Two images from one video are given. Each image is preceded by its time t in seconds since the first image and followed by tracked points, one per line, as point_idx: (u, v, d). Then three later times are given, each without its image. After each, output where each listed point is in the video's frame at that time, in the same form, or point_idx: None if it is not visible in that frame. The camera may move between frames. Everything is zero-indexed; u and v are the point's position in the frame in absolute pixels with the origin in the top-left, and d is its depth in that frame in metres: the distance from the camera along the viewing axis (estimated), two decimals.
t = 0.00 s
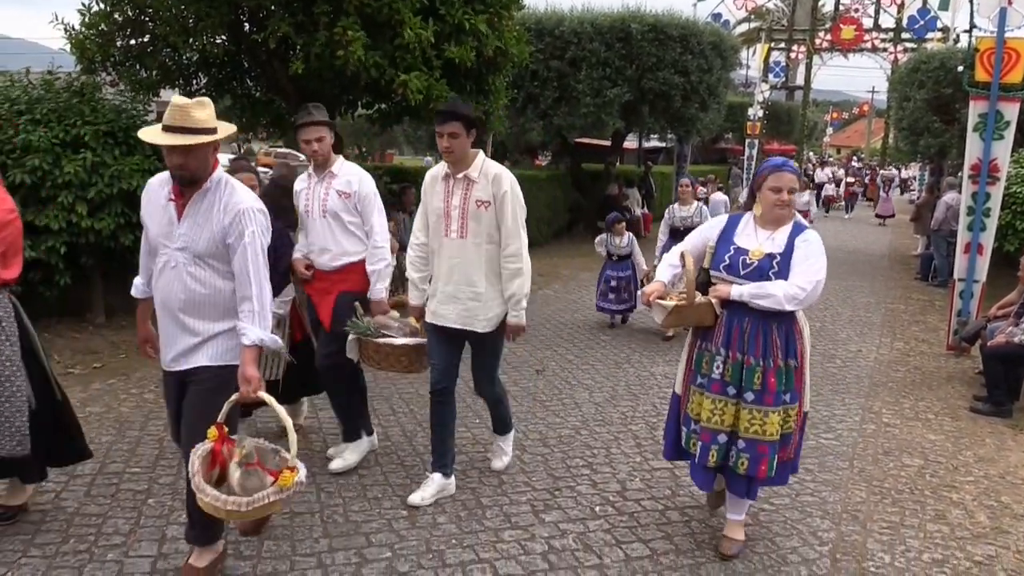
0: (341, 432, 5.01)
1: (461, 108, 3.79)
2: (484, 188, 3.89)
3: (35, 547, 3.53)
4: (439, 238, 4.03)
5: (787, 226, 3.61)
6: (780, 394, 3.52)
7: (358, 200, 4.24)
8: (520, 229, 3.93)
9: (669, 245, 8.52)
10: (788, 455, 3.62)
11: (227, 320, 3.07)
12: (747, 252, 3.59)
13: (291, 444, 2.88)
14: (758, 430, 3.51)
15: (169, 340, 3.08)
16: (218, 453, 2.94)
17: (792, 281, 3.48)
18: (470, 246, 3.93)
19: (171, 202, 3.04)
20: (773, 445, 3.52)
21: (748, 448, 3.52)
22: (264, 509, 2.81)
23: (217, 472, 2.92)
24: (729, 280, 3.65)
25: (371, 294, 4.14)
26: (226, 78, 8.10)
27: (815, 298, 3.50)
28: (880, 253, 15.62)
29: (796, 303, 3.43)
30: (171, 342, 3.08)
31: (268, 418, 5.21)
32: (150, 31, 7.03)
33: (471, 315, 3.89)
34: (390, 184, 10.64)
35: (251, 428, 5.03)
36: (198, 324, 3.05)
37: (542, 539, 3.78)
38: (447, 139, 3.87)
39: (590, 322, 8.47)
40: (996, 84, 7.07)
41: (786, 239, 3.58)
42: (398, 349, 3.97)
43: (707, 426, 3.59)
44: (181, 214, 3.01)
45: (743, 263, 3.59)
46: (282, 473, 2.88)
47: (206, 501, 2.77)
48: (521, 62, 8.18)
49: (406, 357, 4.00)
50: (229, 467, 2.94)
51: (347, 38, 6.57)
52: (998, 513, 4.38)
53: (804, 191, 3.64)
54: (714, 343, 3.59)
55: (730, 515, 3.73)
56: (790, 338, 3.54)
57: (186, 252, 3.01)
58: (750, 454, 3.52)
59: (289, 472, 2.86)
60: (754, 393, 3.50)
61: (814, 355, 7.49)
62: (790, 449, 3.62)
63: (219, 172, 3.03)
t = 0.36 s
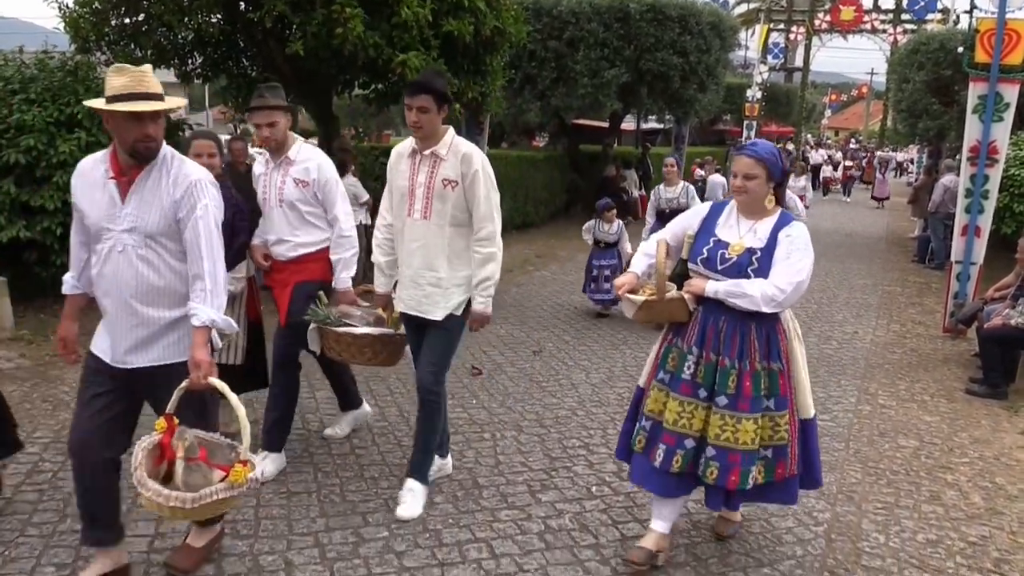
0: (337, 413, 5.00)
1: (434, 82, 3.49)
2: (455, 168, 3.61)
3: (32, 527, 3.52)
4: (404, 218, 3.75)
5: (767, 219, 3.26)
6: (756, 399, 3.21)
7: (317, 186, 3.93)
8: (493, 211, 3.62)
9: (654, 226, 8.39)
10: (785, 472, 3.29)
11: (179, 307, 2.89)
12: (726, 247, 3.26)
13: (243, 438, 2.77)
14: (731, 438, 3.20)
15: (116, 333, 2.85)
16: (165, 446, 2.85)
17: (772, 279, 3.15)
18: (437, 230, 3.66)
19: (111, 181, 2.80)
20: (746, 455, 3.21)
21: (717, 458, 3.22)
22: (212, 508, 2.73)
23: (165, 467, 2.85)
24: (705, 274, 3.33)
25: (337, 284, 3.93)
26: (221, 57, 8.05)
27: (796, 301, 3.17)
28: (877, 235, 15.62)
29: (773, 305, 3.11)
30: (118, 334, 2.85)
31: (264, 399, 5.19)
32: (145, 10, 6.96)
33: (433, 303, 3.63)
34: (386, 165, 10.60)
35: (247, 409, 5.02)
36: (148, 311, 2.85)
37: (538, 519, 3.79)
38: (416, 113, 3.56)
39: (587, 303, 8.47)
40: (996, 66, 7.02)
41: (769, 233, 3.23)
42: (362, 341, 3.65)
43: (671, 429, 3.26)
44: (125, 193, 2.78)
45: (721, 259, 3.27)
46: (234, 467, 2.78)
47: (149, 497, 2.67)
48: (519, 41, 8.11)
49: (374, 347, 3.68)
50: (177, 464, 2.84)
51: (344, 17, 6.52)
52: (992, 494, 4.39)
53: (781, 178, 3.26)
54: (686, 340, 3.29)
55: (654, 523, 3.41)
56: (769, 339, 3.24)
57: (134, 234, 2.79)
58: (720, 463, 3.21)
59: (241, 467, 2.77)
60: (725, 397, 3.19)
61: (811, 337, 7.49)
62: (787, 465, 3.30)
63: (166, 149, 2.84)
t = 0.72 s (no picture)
0: (334, 394, 5.00)
1: (409, 58, 3.19)
2: (422, 156, 3.33)
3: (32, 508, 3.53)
4: (367, 206, 3.46)
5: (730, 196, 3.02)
6: (723, 392, 3.00)
7: (278, 161, 3.70)
8: (459, 206, 3.34)
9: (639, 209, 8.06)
10: (744, 472, 3.08)
11: (100, 291, 2.66)
12: (689, 224, 3.02)
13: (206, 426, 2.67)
14: (697, 435, 2.99)
15: (35, 336, 2.61)
16: (119, 445, 2.70)
17: (740, 255, 2.91)
18: (402, 220, 3.37)
19: None
20: (712, 454, 3.00)
21: (682, 457, 3.01)
22: (179, 504, 2.62)
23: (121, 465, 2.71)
24: (667, 254, 3.08)
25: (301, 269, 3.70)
26: (216, 36, 8.00)
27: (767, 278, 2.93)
28: (874, 216, 15.61)
29: (744, 283, 2.87)
30: (38, 335, 2.61)
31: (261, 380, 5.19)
32: None
33: (397, 302, 3.35)
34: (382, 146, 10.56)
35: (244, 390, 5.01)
36: (68, 303, 2.61)
37: (536, 499, 3.80)
38: (384, 89, 3.26)
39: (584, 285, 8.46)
40: (995, 46, 6.98)
41: (734, 207, 2.99)
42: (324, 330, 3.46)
43: (636, 427, 3.07)
44: (12, 180, 2.52)
45: (683, 236, 3.02)
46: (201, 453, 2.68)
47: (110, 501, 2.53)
48: (515, 20, 8.04)
49: (337, 337, 3.50)
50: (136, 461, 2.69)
51: None
52: (987, 474, 4.42)
53: (744, 150, 3.01)
54: (651, 330, 3.07)
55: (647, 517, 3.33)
56: (739, 327, 3.03)
57: (33, 221, 2.53)
58: (686, 462, 3.00)
59: (207, 453, 2.67)
60: (691, 390, 2.98)
61: (807, 318, 7.51)
62: (747, 465, 3.08)
63: (51, 124, 2.58)
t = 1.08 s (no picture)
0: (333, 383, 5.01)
1: (377, 28, 3.01)
2: (393, 136, 3.13)
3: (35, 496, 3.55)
4: (334, 192, 3.23)
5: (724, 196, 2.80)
6: (721, 411, 2.79)
7: (237, 150, 3.51)
8: (432, 186, 3.13)
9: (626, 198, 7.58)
10: (737, 495, 2.89)
11: (18, 295, 2.23)
12: (679, 230, 2.79)
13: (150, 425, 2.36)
14: (695, 459, 2.77)
15: None
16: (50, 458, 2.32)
17: (735, 268, 2.71)
18: (371, 208, 3.16)
19: None
20: (712, 480, 2.78)
21: (678, 483, 2.80)
22: (129, 517, 2.29)
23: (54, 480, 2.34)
24: (656, 262, 2.84)
25: (275, 261, 3.51)
26: (215, 23, 7.98)
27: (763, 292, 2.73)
28: (874, 206, 15.60)
29: (741, 299, 2.69)
30: None
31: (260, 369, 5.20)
32: None
33: (363, 294, 3.15)
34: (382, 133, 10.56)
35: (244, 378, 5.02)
36: None
37: (535, 488, 3.82)
38: (349, 60, 3.06)
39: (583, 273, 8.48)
40: (996, 35, 6.96)
41: (731, 211, 2.77)
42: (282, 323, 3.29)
43: (625, 453, 2.83)
44: None
45: (673, 240, 2.79)
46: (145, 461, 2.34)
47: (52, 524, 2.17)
48: (515, 8, 8.02)
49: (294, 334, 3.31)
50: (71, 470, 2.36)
51: None
52: (984, 463, 4.44)
53: (741, 149, 2.78)
54: (637, 346, 2.84)
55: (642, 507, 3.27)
56: (732, 340, 2.82)
57: None
58: (686, 488, 2.79)
59: (153, 461, 2.34)
60: (686, 410, 2.76)
61: (806, 307, 7.52)
62: (738, 486, 2.90)
63: None
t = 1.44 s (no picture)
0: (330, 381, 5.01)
1: (305, 25, 2.85)
2: (336, 138, 2.97)
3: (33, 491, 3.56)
4: (281, 203, 3.10)
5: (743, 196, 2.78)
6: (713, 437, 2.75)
7: (180, 145, 3.36)
8: (383, 191, 2.99)
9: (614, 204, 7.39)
10: (729, 521, 2.88)
11: None
12: (685, 232, 2.77)
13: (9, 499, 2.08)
14: (680, 488, 2.76)
15: None
16: None
17: (744, 276, 2.66)
18: (322, 215, 3.03)
19: None
20: (698, 509, 2.77)
21: (663, 510, 2.80)
22: None
23: None
24: (660, 264, 2.82)
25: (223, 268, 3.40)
26: (213, 21, 7.97)
27: (774, 304, 2.68)
28: (872, 207, 15.61)
29: (745, 310, 2.63)
30: None
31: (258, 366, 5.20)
32: None
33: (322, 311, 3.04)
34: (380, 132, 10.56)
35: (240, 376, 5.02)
36: None
37: (532, 486, 3.83)
38: (280, 61, 2.89)
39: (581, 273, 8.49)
40: (994, 37, 6.98)
41: (742, 214, 2.74)
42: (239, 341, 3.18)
43: (611, 474, 2.84)
44: None
45: (679, 244, 2.78)
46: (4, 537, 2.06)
47: None
48: (514, 7, 8.02)
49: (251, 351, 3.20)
50: None
51: None
52: (979, 464, 4.45)
53: (760, 145, 2.75)
54: (630, 360, 2.82)
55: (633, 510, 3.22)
56: (731, 360, 2.77)
57: None
58: (668, 517, 2.79)
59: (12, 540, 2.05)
60: (676, 434, 2.74)
61: (804, 308, 7.53)
62: (731, 512, 2.88)
63: None
